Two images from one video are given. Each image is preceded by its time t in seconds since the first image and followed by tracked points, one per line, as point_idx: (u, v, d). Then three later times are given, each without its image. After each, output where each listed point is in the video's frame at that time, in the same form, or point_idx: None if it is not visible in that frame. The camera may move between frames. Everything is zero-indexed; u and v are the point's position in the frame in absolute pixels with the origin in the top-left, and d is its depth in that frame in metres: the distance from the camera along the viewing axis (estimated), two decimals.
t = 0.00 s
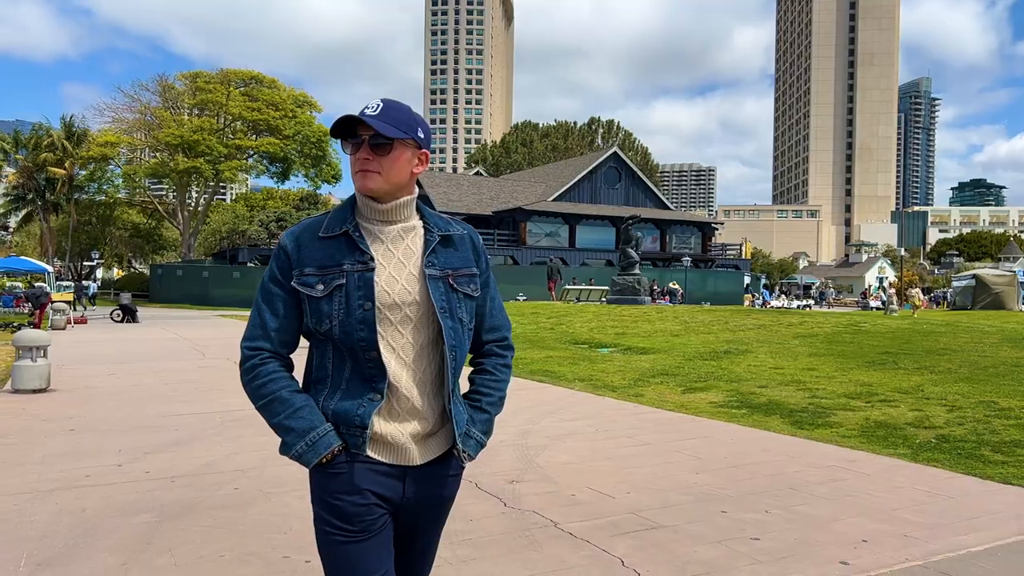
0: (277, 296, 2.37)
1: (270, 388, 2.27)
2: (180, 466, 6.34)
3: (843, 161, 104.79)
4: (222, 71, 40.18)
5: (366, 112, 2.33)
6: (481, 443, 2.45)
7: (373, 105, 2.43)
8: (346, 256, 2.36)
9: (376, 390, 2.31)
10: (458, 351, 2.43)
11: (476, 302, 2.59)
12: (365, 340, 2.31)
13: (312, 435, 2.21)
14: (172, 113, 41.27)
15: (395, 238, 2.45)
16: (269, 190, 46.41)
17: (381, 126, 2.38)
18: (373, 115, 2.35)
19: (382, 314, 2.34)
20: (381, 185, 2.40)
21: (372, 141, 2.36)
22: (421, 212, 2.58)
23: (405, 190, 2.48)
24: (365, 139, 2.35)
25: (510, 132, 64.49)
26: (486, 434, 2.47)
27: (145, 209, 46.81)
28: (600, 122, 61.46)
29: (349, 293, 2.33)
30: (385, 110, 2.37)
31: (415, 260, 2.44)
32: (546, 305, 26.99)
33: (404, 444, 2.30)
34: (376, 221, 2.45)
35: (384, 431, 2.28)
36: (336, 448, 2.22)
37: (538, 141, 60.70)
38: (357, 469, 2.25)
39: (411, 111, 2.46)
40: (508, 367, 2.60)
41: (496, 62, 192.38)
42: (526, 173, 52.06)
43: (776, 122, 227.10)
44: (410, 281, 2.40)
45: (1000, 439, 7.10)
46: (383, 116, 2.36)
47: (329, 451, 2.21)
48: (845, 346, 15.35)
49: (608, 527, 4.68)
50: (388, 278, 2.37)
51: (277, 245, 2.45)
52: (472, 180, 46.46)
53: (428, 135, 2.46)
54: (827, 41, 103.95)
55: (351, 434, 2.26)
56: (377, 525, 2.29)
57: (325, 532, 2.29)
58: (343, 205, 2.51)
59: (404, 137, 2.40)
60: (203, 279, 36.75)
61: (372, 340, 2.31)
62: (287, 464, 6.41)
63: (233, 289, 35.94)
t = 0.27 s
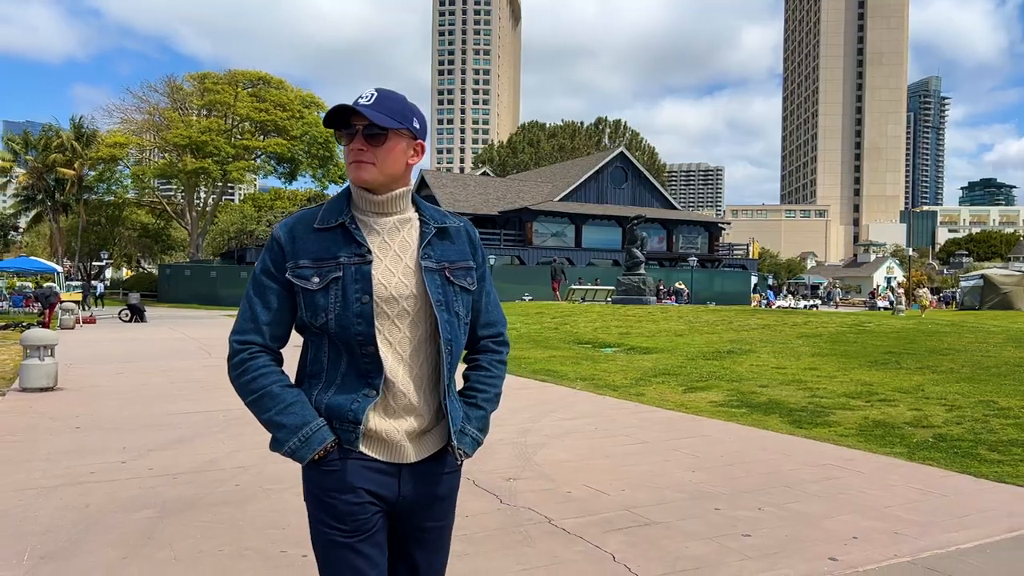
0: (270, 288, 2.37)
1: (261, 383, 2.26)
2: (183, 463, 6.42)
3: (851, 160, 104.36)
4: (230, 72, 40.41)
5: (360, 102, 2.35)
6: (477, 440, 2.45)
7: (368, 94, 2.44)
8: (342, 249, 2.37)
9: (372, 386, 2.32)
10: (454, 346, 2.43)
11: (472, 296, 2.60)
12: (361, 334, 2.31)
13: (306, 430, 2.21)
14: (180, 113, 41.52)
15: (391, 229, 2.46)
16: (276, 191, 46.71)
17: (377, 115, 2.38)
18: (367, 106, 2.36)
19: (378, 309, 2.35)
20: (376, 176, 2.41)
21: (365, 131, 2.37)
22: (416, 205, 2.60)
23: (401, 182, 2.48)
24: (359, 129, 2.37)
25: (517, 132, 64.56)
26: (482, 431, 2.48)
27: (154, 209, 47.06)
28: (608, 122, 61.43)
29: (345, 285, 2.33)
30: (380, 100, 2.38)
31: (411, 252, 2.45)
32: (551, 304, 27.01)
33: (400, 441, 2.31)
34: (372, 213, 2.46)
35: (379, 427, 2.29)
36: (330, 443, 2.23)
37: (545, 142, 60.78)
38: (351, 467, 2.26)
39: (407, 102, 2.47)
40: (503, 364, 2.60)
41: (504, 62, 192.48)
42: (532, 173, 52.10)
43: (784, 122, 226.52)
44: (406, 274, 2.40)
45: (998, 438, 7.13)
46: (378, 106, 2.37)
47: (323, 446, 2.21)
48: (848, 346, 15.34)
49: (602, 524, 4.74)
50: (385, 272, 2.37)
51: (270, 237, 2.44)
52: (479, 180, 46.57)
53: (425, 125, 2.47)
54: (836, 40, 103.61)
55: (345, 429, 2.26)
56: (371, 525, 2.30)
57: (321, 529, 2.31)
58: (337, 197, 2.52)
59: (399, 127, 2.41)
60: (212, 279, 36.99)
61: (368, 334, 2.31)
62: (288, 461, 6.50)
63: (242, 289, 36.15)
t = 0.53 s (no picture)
0: (261, 276, 2.33)
1: (251, 374, 2.22)
2: (186, 460, 6.52)
3: (861, 160, 103.91)
4: (239, 73, 40.68)
5: (355, 89, 2.33)
6: (472, 431, 2.42)
7: (364, 83, 2.42)
8: (336, 236, 2.34)
9: (363, 377, 2.29)
10: (450, 336, 2.41)
11: (467, 287, 2.58)
12: (356, 324, 2.28)
13: (295, 425, 2.17)
14: (189, 115, 41.83)
15: (387, 218, 2.44)
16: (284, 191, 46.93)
17: (373, 103, 2.36)
18: (363, 92, 2.34)
19: (375, 298, 2.32)
20: (372, 165, 2.40)
21: (360, 119, 2.35)
22: (412, 196, 2.58)
23: (396, 171, 2.47)
24: (354, 116, 2.35)
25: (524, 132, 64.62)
26: (478, 421, 2.45)
27: (164, 209, 47.31)
28: (615, 122, 61.40)
29: (338, 275, 2.30)
30: (376, 87, 2.36)
31: (407, 241, 2.43)
32: (557, 304, 27.05)
33: (392, 433, 2.27)
34: (367, 202, 2.45)
35: (371, 419, 2.26)
36: (319, 438, 2.19)
37: (552, 142, 60.84)
38: (341, 461, 2.23)
39: (403, 89, 2.45)
40: (498, 356, 2.59)
41: (512, 62, 192.77)
42: (540, 173, 52.15)
43: (794, 121, 225.71)
44: (402, 262, 2.38)
45: (995, 436, 7.16)
46: (374, 93, 2.35)
47: (313, 441, 2.18)
48: (852, 346, 15.33)
49: (596, 519, 4.80)
50: (381, 259, 2.35)
51: (261, 225, 2.40)
52: (486, 180, 46.67)
53: (421, 113, 2.45)
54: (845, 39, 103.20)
55: (334, 424, 2.23)
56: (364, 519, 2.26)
57: (312, 525, 2.28)
58: (332, 186, 2.49)
59: (396, 115, 2.39)
60: (220, 279, 37.22)
61: (363, 324, 2.28)
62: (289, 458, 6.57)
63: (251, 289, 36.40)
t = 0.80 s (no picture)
0: (257, 265, 2.31)
1: (246, 367, 2.19)
2: (189, 456, 6.64)
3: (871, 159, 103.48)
4: (248, 75, 40.93)
5: (354, 75, 2.33)
6: (468, 414, 2.43)
7: (363, 70, 2.43)
8: (334, 224, 2.34)
9: (356, 369, 2.27)
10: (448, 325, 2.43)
11: (465, 277, 2.60)
12: (355, 314, 2.28)
13: (289, 420, 2.16)
14: (199, 116, 42.16)
15: (383, 207, 2.45)
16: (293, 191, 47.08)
17: (371, 90, 2.37)
18: (362, 80, 2.34)
19: (373, 286, 2.34)
20: (368, 153, 2.41)
21: (358, 106, 2.36)
22: (409, 186, 2.59)
23: (393, 160, 2.48)
24: (352, 104, 2.36)
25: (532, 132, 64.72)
26: (474, 405, 2.46)
27: (173, 210, 47.63)
28: (623, 121, 61.40)
29: (338, 263, 2.29)
30: (374, 75, 2.37)
31: (405, 231, 2.45)
32: (562, 303, 27.09)
33: (388, 422, 2.28)
34: (364, 190, 2.47)
35: (366, 411, 2.25)
36: (313, 434, 2.18)
37: (561, 142, 60.94)
38: (336, 457, 2.22)
39: (402, 78, 2.46)
40: (492, 344, 2.62)
41: (520, 62, 192.92)
42: (548, 173, 52.21)
43: (804, 121, 224.74)
44: (401, 250, 2.40)
45: (994, 434, 7.18)
46: (373, 81, 2.36)
47: (307, 437, 2.17)
48: (856, 345, 15.32)
49: (591, 513, 4.87)
50: (378, 248, 2.36)
51: (256, 214, 2.38)
52: (494, 180, 46.76)
53: (419, 102, 2.47)
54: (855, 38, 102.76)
55: (329, 420, 2.21)
56: (357, 512, 2.26)
57: (306, 519, 2.28)
58: (329, 173, 2.49)
59: (393, 103, 2.39)
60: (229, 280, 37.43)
61: (362, 315, 2.28)
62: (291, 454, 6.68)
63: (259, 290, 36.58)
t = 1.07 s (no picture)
0: (250, 263, 2.21)
1: (238, 368, 2.11)
2: (195, 452, 6.75)
3: (881, 158, 103.08)
4: (258, 76, 41.20)
5: (353, 71, 2.26)
6: (463, 411, 2.39)
7: (360, 66, 2.35)
8: (330, 223, 2.27)
9: (350, 373, 2.21)
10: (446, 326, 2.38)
11: (462, 276, 2.54)
12: (350, 314, 2.21)
13: (281, 424, 2.09)
14: (209, 117, 42.50)
15: (379, 205, 2.39)
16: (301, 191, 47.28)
17: (369, 88, 2.30)
18: (361, 75, 2.27)
19: (370, 287, 2.27)
20: (365, 151, 2.34)
21: (357, 103, 2.29)
22: (405, 185, 2.53)
23: (391, 157, 2.41)
24: (350, 101, 2.28)
25: (541, 132, 64.80)
26: (469, 403, 2.41)
27: (184, 211, 47.97)
28: (632, 121, 61.35)
29: (333, 263, 2.22)
30: (374, 71, 2.30)
31: (402, 231, 2.38)
32: (569, 303, 27.11)
33: (382, 423, 2.22)
34: (360, 188, 2.40)
35: (360, 412, 2.19)
36: (306, 438, 2.11)
37: (570, 141, 60.98)
38: (329, 461, 2.16)
39: (400, 77, 2.40)
40: (488, 341, 2.56)
41: (529, 62, 193.22)
42: (556, 173, 52.28)
43: (815, 120, 223.74)
44: (398, 249, 2.34)
45: (992, 432, 7.20)
46: (372, 78, 2.29)
47: (299, 442, 2.10)
48: (861, 345, 15.27)
49: (585, 509, 4.95)
50: (375, 247, 2.30)
51: (249, 209, 2.30)
52: (503, 181, 46.85)
53: (417, 101, 2.41)
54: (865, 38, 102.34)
55: (322, 424, 2.14)
56: (349, 511, 2.22)
57: (298, 519, 2.24)
58: (323, 171, 2.42)
59: (391, 100, 2.32)
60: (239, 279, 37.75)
61: (358, 316, 2.22)
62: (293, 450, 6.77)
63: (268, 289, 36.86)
